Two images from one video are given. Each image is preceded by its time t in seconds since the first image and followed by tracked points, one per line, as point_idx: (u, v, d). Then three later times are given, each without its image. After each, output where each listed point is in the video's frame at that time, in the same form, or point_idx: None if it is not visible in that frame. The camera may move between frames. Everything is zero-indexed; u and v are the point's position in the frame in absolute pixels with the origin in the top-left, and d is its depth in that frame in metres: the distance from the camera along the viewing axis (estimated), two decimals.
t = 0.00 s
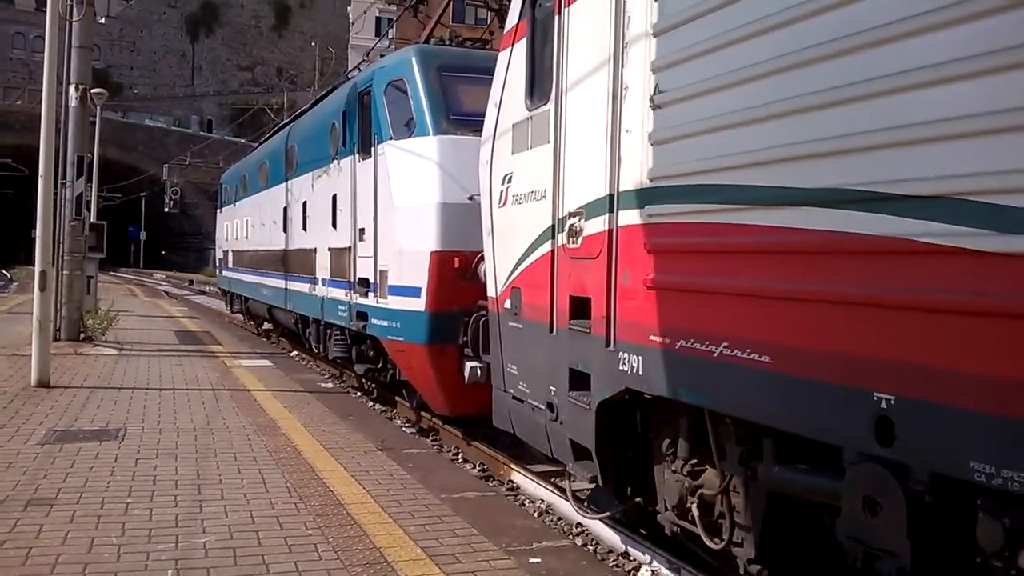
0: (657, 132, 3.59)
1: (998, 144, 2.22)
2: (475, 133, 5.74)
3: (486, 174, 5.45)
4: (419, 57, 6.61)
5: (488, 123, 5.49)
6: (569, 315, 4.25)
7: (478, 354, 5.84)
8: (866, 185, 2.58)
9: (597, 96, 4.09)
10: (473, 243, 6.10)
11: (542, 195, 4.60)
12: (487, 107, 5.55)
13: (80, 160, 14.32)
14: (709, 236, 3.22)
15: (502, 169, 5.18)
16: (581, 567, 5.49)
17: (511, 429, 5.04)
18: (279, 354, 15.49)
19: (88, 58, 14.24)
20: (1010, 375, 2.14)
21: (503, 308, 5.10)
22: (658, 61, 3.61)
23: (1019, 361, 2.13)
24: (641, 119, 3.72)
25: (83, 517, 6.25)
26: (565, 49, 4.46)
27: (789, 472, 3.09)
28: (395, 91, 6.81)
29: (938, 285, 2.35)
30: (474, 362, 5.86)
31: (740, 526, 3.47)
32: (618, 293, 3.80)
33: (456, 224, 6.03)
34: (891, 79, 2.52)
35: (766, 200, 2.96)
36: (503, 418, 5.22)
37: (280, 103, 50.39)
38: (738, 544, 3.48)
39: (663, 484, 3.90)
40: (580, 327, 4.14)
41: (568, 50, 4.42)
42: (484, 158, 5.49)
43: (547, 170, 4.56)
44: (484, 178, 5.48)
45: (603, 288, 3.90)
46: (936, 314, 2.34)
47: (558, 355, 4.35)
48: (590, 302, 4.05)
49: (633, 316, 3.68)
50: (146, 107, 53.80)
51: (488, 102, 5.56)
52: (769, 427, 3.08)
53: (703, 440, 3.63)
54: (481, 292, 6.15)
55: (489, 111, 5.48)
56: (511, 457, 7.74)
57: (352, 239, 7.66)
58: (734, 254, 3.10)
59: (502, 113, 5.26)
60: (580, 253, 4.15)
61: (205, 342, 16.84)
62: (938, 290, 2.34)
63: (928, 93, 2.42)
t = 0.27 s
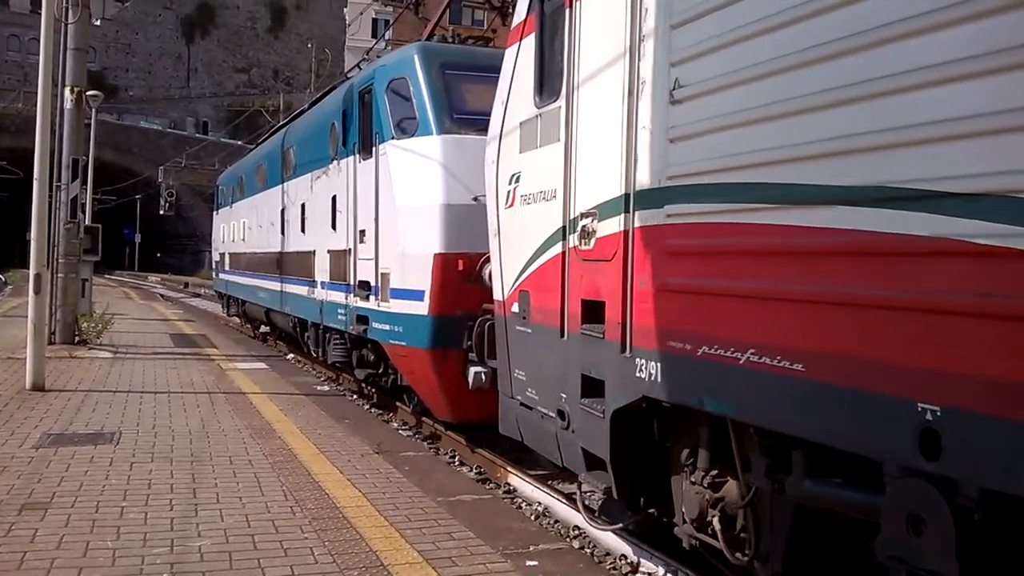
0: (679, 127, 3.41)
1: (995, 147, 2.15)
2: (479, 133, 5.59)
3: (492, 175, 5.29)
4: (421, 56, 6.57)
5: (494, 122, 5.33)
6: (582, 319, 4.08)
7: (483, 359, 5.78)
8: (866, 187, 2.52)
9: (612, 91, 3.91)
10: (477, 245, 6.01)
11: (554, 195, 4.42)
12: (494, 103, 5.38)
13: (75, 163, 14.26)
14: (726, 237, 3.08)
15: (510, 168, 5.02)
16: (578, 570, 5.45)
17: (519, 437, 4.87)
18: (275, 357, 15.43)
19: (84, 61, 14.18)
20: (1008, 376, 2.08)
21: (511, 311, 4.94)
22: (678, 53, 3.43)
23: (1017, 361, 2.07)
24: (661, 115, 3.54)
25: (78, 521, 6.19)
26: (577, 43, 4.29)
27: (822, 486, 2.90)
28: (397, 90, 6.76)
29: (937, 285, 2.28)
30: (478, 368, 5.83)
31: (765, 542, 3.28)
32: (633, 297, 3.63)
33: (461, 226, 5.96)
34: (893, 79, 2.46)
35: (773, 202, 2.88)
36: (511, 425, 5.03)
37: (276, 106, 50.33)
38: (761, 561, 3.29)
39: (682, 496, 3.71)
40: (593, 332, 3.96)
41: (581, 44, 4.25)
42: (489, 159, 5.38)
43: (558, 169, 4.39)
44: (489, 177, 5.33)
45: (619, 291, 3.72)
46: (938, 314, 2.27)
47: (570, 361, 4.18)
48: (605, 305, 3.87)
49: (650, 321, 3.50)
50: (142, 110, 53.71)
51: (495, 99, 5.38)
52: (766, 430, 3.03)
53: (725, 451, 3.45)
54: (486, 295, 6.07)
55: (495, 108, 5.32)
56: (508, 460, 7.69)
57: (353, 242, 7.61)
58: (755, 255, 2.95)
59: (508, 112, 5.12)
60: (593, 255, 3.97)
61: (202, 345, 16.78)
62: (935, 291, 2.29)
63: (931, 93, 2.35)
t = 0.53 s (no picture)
0: (703, 127, 3.18)
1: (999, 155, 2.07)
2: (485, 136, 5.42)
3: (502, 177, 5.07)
4: (428, 56, 6.52)
5: (504, 123, 5.10)
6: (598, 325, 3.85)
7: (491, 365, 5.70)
8: (864, 194, 2.44)
9: (629, 90, 3.67)
10: (487, 249, 5.97)
11: (568, 197, 4.19)
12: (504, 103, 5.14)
13: (77, 168, 14.24)
14: (733, 240, 2.94)
15: (520, 170, 4.80)
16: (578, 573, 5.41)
17: (531, 447, 4.62)
18: (277, 360, 15.41)
19: (85, 66, 14.15)
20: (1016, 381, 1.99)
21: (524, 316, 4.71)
22: (701, 49, 3.20)
23: None
24: (684, 113, 3.30)
25: (81, 525, 6.15)
26: (591, 40, 4.07)
27: (858, 500, 2.69)
28: (403, 91, 6.71)
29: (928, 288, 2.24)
30: (486, 373, 5.78)
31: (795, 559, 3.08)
32: (653, 303, 3.39)
33: (469, 229, 5.93)
34: (893, 83, 2.37)
35: (781, 204, 2.75)
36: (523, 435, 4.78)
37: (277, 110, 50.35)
38: None
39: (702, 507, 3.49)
40: (611, 340, 3.72)
41: (595, 40, 4.02)
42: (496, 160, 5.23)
43: (572, 171, 4.16)
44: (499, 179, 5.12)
45: (637, 297, 3.48)
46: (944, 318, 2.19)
47: (586, 369, 3.94)
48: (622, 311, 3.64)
49: (671, 328, 3.27)
50: (144, 114, 53.76)
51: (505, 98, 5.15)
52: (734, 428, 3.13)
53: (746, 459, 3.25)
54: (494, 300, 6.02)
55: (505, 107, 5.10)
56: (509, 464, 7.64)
57: (358, 246, 7.57)
58: (785, 259, 2.72)
59: (519, 112, 4.91)
60: (610, 259, 3.74)
61: (204, 349, 16.76)
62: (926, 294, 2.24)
63: (931, 98, 2.27)
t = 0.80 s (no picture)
0: (728, 126, 3.00)
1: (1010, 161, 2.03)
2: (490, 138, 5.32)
3: (511, 180, 4.91)
4: (434, 57, 6.49)
5: (513, 126, 4.95)
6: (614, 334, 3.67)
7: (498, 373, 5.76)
8: (870, 201, 2.40)
9: (648, 89, 3.50)
10: (493, 253, 5.93)
11: (582, 200, 4.01)
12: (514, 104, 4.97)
13: (75, 172, 14.18)
14: (745, 244, 2.84)
15: (531, 173, 4.63)
16: None
17: (541, 458, 4.48)
18: (275, 364, 15.36)
19: (83, 70, 14.10)
20: None
21: (534, 324, 4.54)
22: (726, 46, 3.02)
23: None
24: (708, 111, 3.12)
25: (78, 529, 6.09)
26: (606, 38, 3.90)
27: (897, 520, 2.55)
28: (408, 91, 6.67)
29: (917, 297, 2.23)
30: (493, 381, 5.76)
31: None
32: (675, 310, 3.20)
33: (476, 231, 5.87)
34: (899, 88, 2.33)
35: (801, 209, 2.64)
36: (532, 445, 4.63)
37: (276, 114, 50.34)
38: None
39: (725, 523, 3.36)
40: (627, 350, 3.55)
41: (612, 37, 3.84)
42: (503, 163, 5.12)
43: (586, 174, 3.99)
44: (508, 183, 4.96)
45: (657, 304, 3.30)
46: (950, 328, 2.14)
47: (601, 380, 3.77)
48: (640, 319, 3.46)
49: (694, 337, 3.08)
50: (143, 118, 53.72)
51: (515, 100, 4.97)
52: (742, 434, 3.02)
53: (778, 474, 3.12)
54: (499, 306, 5.97)
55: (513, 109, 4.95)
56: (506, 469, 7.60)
57: (361, 250, 7.53)
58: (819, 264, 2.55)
59: (529, 113, 4.76)
60: (626, 264, 3.56)
61: (201, 353, 16.69)
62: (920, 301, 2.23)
63: (925, 104, 2.26)
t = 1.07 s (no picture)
0: (765, 124, 2.87)
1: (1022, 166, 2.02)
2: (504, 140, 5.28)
3: (529, 182, 4.81)
4: (449, 58, 6.46)
5: (531, 127, 4.86)
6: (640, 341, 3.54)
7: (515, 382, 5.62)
8: (881, 207, 2.40)
9: (677, 87, 3.37)
10: (509, 259, 5.86)
11: (605, 203, 3.87)
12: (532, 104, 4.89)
13: (85, 177, 14.21)
14: (776, 248, 2.75)
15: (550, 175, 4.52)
16: None
17: (562, 468, 4.35)
18: (283, 369, 15.34)
19: (94, 76, 14.14)
20: None
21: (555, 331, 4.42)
22: (763, 40, 2.90)
23: None
24: (742, 108, 2.99)
25: (87, 534, 6.07)
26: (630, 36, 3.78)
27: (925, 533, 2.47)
28: (422, 93, 6.65)
29: (965, 300, 2.14)
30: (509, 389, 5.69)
31: None
32: (708, 318, 3.07)
33: (491, 237, 5.80)
34: (903, 93, 2.36)
35: (838, 212, 2.54)
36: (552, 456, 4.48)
37: (284, 119, 50.46)
38: None
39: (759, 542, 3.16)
40: (653, 358, 3.42)
41: (637, 35, 3.72)
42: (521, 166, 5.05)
43: (609, 175, 3.86)
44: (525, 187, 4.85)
45: (688, 311, 3.16)
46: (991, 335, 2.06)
47: (626, 388, 3.64)
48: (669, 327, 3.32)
49: (727, 344, 2.96)
50: (152, 123, 53.89)
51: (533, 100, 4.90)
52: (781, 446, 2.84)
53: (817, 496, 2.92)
54: (516, 312, 5.89)
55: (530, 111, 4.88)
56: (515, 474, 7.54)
57: (373, 255, 7.49)
58: (868, 269, 2.43)
59: (547, 115, 4.66)
60: (653, 268, 3.43)
61: (210, 358, 16.69)
62: (959, 306, 2.15)
63: (930, 110, 2.29)
